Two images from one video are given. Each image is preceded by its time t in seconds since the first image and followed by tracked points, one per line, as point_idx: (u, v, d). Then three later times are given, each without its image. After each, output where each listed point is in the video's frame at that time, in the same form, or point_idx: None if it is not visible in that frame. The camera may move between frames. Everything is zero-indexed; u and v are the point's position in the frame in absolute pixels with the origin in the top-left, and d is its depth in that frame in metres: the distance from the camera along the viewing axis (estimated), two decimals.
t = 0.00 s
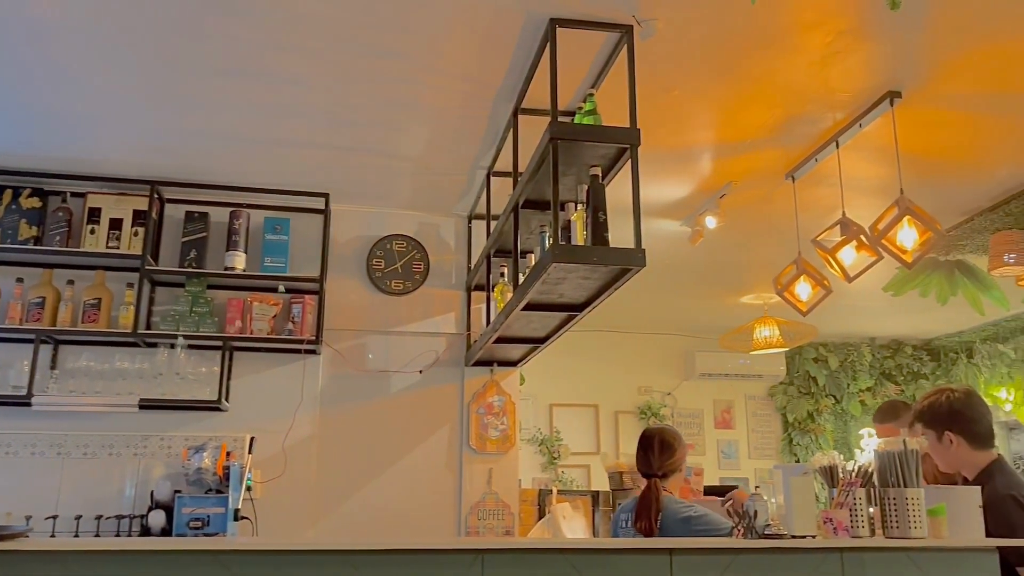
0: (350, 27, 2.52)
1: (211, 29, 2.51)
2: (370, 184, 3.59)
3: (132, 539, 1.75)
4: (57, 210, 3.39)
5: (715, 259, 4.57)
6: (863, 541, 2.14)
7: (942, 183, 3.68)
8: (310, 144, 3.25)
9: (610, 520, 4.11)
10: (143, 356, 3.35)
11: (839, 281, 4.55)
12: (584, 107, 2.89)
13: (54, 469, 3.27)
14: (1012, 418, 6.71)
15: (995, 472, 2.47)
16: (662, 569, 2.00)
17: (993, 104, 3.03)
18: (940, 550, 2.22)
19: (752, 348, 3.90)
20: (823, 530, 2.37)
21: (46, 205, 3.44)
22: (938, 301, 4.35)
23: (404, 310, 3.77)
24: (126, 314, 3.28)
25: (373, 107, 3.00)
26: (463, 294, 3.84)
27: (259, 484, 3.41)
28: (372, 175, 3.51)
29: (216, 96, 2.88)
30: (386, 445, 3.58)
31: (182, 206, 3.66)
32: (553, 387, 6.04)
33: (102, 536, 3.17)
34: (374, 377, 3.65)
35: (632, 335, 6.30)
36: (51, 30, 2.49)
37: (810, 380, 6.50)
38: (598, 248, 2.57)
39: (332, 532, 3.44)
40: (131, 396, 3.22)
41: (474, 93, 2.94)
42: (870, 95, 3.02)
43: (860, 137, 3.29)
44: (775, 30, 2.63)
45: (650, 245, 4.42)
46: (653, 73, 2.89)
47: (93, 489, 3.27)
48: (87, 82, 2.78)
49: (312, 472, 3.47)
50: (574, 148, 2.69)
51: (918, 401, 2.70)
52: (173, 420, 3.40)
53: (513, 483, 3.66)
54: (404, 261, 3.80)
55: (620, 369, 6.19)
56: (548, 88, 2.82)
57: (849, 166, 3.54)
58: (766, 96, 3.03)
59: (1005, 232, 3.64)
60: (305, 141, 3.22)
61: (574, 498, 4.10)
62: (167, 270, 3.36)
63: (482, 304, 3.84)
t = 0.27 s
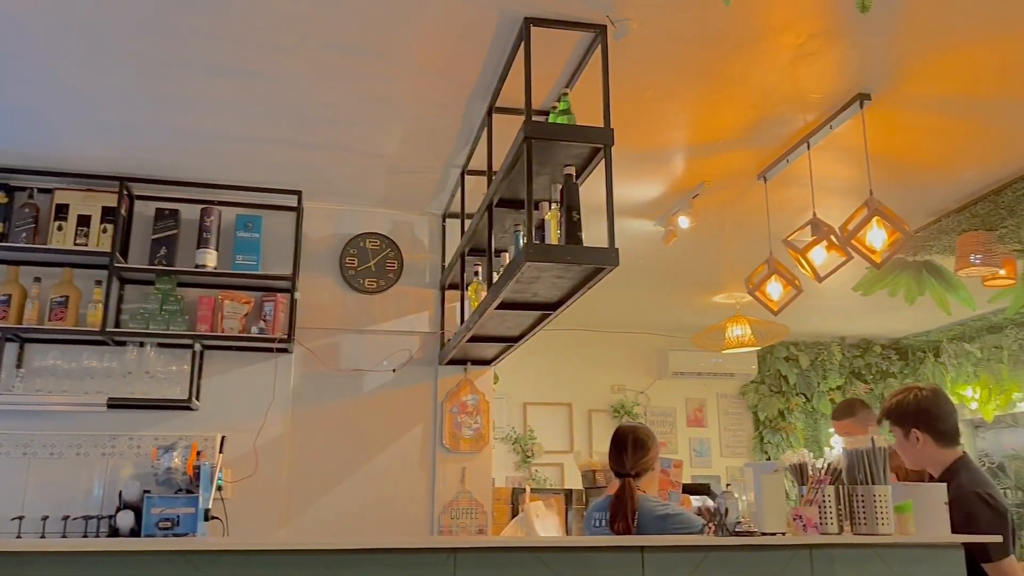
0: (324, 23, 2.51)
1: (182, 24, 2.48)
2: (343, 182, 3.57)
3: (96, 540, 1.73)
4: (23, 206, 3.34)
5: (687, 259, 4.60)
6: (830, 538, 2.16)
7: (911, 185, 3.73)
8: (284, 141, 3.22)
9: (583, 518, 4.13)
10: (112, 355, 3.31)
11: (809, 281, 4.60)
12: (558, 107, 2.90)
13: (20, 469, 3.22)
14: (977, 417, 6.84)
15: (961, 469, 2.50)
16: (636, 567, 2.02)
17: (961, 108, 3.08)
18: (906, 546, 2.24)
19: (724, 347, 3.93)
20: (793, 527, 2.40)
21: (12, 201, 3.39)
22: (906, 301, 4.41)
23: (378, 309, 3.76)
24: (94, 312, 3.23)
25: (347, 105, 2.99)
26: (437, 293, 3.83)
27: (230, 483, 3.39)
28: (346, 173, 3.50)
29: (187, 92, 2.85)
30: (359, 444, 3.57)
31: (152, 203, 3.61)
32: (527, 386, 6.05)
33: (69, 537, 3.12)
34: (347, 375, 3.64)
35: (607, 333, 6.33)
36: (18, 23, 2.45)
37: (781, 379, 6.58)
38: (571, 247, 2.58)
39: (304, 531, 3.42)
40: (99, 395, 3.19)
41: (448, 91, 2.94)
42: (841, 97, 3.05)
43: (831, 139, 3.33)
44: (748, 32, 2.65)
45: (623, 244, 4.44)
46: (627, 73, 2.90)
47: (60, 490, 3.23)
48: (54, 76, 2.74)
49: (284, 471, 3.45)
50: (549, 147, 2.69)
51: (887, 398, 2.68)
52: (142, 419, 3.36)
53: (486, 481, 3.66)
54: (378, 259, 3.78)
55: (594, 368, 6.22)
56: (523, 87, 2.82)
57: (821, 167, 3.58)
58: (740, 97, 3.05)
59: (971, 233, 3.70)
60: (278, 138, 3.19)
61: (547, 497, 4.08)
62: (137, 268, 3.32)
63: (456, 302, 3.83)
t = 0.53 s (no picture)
0: (295, 19, 2.49)
1: (151, 17, 2.44)
2: (316, 179, 3.55)
3: (59, 541, 1.71)
4: None
5: (660, 257, 4.63)
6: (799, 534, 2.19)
7: (879, 185, 3.78)
8: (255, 137, 3.19)
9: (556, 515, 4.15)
10: (79, 353, 3.25)
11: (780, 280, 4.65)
12: (532, 104, 2.90)
13: None
14: (943, 413, 6.97)
15: (926, 466, 2.54)
16: (608, 565, 2.02)
17: (928, 109, 3.12)
18: (874, 541, 2.28)
19: (696, 345, 3.96)
20: (765, 524, 2.46)
21: None
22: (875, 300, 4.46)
23: (350, 306, 3.74)
24: (61, 309, 3.18)
25: (320, 101, 2.97)
26: (410, 291, 3.82)
27: (200, 482, 3.35)
28: (318, 170, 3.47)
29: (156, 86, 2.82)
30: (332, 442, 3.55)
31: (121, 199, 3.56)
32: (501, 384, 6.06)
33: (35, 538, 3.07)
34: (319, 373, 3.62)
35: (581, 331, 6.34)
36: None
37: (752, 376, 6.64)
38: (544, 245, 2.58)
39: (275, 530, 3.40)
40: (66, 394, 3.14)
41: (422, 88, 2.93)
42: (812, 98, 3.08)
43: (801, 139, 3.36)
44: (720, 32, 2.66)
45: (596, 242, 4.45)
46: (600, 72, 2.91)
47: (25, 490, 3.18)
48: (19, 68, 2.69)
49: (255, 470, 3.42)
50: (522, 144, 2.68)
51: (855, 396, 2.69)
52: (110, 418, 3.32)
53: (459, 479, 3.66)
54: (350, 256, 3.76)
55: (568, 366, 6.24)
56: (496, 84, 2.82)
57: (791, 167, 3.61)
58: (712, 97, 3.07)
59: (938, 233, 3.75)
60: (250, 133, 3.17)
61: (520, 494, 4.16)
62: (105, 264, 3.28)
63: (429, 300, 3.82)
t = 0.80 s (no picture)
0: (268, 14, 2.46)
1: (120, 11, 2.41)
2: (289, 176, 3.52)
3: (24, 543, 1.67)
4: None
5: (634, 255, 4.65)
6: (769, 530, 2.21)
7: (850, 185, 3.82)
8: (227, 133, 3.16)
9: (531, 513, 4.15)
10: (46, 351, 3.23)
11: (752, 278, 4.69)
12: (506, 103, 2.90)
13: None
14: (912, 411, 7.07)
15: (893, 463, 2.57)
16: (580, 563, 2.02)
17: (898, 110, 3.16)
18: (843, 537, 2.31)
19: (669, 344, 3.98)
20: (735, 520, 2.46)
21: None
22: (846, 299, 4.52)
23: (323, 304, 3.72)
24: (27, 307, 3.13)
25: (293, 97, 2.94)
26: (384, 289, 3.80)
27: (170, 482, 3.32)
28: (291, 167, 3.45)
29: (125, 80, 2.78)
30: (304, 441, 3.53)
31: (89, 195, 3.51)
32: (476, 382, 6.05)
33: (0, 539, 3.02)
34: (292, 372, 3.59)
35: (556, 329, 6.36)
36: None
37: (725, 374, 6.70)
38: (519, 244, 2.57)
39: (247, 530, 3.37)
40: (32, 392, 3.09)
41: (396, 86, 2.91)
42: (784, 98, 3.11)
43: (774, 139, 3.39)
44: (693, 32, 2.68)
45: (570, 240, 4.46)
46: (574, 71, 2.91)
47: None
48: None
49: (226, 469, 3.39)
50: (496, 143, 2.68)
51: (825, 393, 2.72)
52: (78, 417, 3.27)
53: (433, 478, 3.65)
54: (323, 254, 3.74)
55: (543, 364, 6.25)
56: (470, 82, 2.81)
57: (764, 167, 3.64)
58: (685, 96, 3.08)
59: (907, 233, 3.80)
60: (221, 130, 3.13)
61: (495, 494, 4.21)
62: (72, 261, 3.23)
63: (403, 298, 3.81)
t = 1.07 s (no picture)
0: (243, 9, 2.44)
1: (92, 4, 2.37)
2: (264, 172, 3.50)
3: None
4: None
5: (609, 253, 4.66)
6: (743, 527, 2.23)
7: (823, 184, 3.86)
8: (201, 129, 3.13)
9: (506, 510, 4.16)
10: (15, 349, 3.19)
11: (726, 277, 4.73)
12: (482, 100, 2.89)
13: None
14: (883, 408, 7.16)
15: (863, 459, 2.60)
16: (555, 559, 2.03)
17: (870, 110, 3.19)
18: (814, 532, 2.34)
19: (645, 341, 4.00)
20: (709, 517, 2.47)
21: None
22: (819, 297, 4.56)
23: (298, 301, 3.69)
24: None
25: (268, 93, 2.92)
26: (359, 286, 3.79)
27: (142, 481, 3.28)
28: (266, 163, 3.42)
29: (98, 74, 2.74)
30: (279, 438, 3.51)
31: (59, 190, 3.46)
32: (452, 380, 6.05)
33: None
34: (266, 370, 3.57)
35: (533, 327, 6.37)
36: None
37: (699, 371, 6.74)
38: (495, 241, 2.57)
39: (220, 528, 3.35)
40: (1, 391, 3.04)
41: (372, 82, 2.90)
42: (758, 98, 3.13)
43: (748, 138, 3.41)
44: (669, 31, 2.68)
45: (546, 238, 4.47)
46: (551, 69, 2.91)
47: None
48: None
49: (199, 467, 3.37)
50: (472, 140, 2.67)
51: (796, 390, 2.74)
52: (47, 416, 3.23)
53: (408, 476, 3.65)
54: (298, 251, 3.72)
55: (519, 361, 6.26)
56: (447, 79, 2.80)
57: (738, 166, 3.67)
58: (661, 95, 3.09)
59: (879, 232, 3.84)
60: (195, 125, 3.10)
61: (471, 492, 4.22)
62: (42, 258, 3.18)
63: (379, 296, 3.80)
